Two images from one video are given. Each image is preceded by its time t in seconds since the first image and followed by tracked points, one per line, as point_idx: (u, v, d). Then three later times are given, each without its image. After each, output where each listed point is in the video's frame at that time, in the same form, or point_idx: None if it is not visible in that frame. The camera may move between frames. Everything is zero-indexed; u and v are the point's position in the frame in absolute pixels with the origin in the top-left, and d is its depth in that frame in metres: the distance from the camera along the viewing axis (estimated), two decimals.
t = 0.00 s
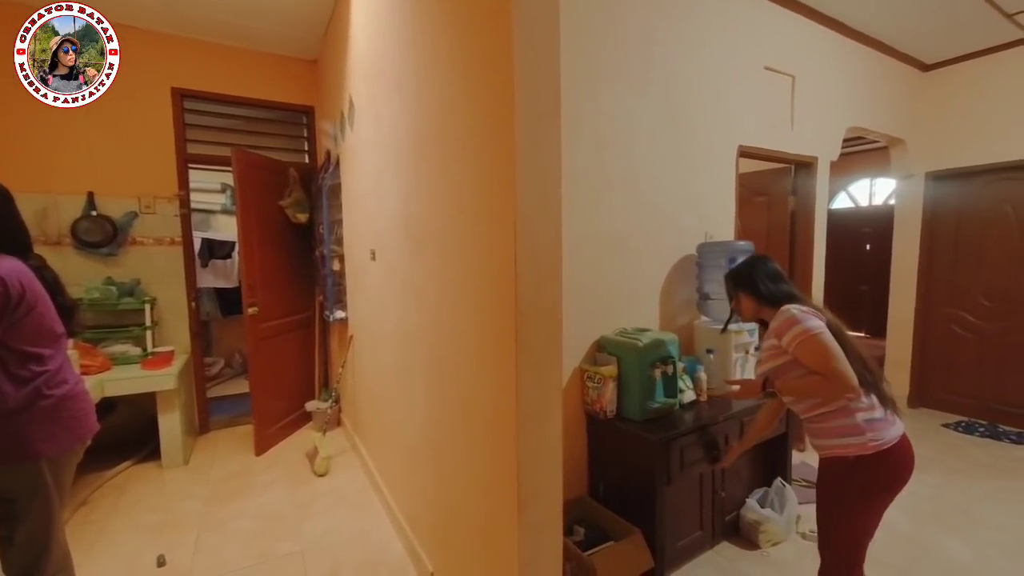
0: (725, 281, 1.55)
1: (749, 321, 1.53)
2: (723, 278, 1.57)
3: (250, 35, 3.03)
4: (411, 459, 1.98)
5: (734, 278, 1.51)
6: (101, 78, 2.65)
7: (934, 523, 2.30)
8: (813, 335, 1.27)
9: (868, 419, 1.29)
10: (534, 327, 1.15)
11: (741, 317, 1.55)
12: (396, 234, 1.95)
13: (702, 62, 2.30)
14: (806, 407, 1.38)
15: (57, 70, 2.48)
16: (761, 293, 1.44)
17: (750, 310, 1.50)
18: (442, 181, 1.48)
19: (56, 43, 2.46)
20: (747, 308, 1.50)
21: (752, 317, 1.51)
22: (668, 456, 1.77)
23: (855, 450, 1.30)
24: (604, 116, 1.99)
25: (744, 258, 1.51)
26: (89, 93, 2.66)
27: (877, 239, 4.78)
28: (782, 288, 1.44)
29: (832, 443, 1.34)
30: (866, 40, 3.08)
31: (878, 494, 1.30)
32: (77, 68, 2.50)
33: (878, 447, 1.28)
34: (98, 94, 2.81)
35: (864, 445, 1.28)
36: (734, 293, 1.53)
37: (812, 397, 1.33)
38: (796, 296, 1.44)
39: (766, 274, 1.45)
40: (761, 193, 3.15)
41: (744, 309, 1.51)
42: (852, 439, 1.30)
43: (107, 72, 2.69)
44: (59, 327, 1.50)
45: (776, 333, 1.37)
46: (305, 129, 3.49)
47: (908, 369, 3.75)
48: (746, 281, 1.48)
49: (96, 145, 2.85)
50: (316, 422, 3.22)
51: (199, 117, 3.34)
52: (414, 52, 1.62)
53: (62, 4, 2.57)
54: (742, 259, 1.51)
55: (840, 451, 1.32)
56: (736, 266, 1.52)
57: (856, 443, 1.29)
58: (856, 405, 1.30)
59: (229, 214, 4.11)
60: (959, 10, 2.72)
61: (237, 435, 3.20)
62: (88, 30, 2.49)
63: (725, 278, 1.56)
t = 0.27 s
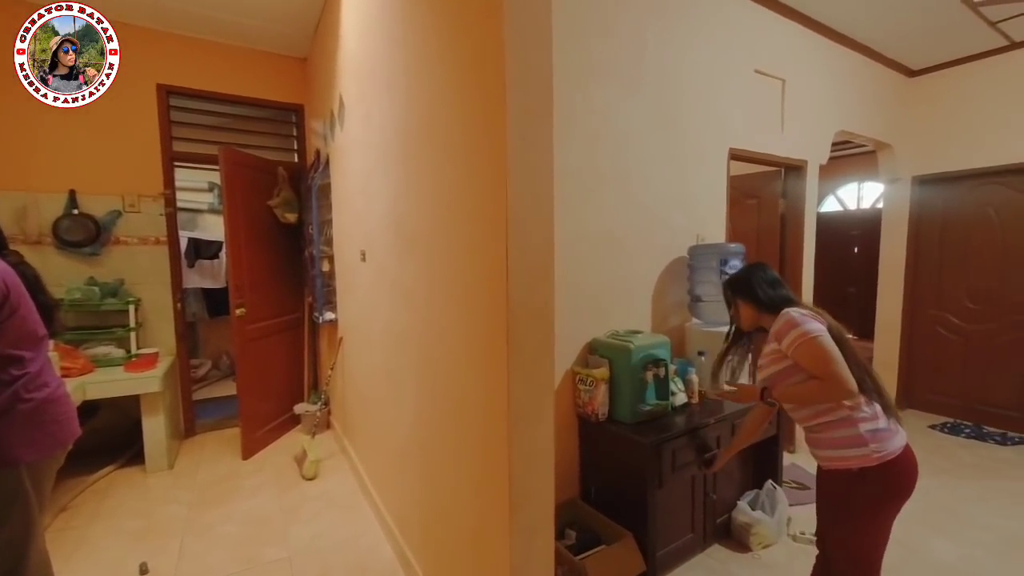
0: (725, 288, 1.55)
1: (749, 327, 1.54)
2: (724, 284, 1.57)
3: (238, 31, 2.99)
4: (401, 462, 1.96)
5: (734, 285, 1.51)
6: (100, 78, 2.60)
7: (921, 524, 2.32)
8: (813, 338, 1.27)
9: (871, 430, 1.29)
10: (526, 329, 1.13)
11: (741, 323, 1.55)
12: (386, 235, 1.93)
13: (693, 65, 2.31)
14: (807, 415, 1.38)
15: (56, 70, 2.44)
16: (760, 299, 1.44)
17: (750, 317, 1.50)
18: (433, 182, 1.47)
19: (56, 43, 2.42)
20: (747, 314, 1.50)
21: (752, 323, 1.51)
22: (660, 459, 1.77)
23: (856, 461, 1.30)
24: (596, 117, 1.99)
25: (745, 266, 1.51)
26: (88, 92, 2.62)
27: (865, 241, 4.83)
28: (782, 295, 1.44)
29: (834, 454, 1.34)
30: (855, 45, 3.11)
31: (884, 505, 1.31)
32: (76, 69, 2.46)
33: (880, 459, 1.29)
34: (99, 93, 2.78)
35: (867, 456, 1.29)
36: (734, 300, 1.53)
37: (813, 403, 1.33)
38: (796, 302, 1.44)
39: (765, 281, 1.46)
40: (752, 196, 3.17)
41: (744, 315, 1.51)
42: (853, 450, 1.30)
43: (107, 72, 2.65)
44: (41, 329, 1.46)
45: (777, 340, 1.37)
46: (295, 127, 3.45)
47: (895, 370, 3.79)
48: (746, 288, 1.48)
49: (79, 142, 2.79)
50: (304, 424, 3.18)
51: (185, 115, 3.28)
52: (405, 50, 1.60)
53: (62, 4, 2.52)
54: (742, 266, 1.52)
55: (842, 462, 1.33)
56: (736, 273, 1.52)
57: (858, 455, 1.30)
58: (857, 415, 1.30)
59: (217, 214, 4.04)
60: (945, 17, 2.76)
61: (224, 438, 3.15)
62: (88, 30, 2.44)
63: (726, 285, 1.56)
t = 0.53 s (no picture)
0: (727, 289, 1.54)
1: (754, 330, 1.52)
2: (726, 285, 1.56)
3: (229, 31, 2.95)
4: (394, 467, 1.94)
5: (737, 285, 1.51)
6: (100, 78, 2.54)
7: (914, 523, 2.33)
8: (820, 339, 1.27)
9: (875, 437, 1.29)
10: (520, 332, 1.12)
11: (745, 327, 1.54)
12: (378, 237, 1.91)
13: (686, 66, 2.31)
14: (810, 418, 1.38)
15: (56, 70, 2.39)
16: (764, 300, 1.44)
17: (755, 319, 1.49)
18: (425, 183, 1.45)
19: (56, 43, 2.36)
20: (749, 315, 1.50)
21: (758, 325, 1.50)
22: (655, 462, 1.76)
23: (858, 467, 1.30)
24: (590, 118, 1.98)
25: (749, 267, 1.51)
26: (88, 92, 2.56)
27: (856, 241, 4.83)
28: (786, 295, 1.44)
29: (835, 460, 1.34)
30: (846, 47, 3.13)
31: (885, 512, 1.31)
32: (76, 68, 2.39)
33: (882, 468, 1.29)
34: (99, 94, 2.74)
35: (868, 463, 1.29)
36: (736, 301, 1.52)
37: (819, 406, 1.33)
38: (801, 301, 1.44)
39: (768, 282, 1.46)
40: (745, 196, 3.18)
41: (747, 316, 1.51)
42: (856, 456, 1.30)
43: (107, 72, 2.60)
44: (28, 333, 1.42)
45: (782, 341, 1.36)
46: (286, 129, 3.42)
47: (887, 370, 3.81)
48: (750, 288, 1.47)
49: (66, 143, 2.74)
50: (296, 428, 3.14)
51: (175, 116, 3.24)
52: (397, 50, 1.58)
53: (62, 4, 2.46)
54: (746, 267, 1.51)
55: (843, 468, 1.33)
56: (739, 274, 1.52)
57: (859, 461, 1.30)
58: (861, 419, 1.30)
59: (207, 216, 4.00)
60: (936, 19, 2.78)
61: (214, 443, 3.11)
62: (88, 29, 2.37)
63: (728, 285, 1.55)
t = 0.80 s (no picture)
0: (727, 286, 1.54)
1: (758, 329, 1.52)
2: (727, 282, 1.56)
3: (222, 26, 2.92)
4: (389, 467, 1.92)
5: (736, 282, 1.51)
6: (100, 78, 2.63)
7: (910, 521, 2.33)
8: (795, 335, 1.29)
9: (874, 438, 1.29)
10: (517, 331, 1.10)
11: (750, 327, 1.54)
12: (373, 235, 1.89)
13: (684, 64, 2.30)
14: (806, 417, 1.39)
15: (56, 70, 2.46)
16: (764, 298, 1.43)
17: (758, 319, 1.48)
18: (420, 180, 1.43)
19: (56, 43, 2.43)
20: (748, 311, 1.50)
21: (761, 325, 1.49)
22: (652, 462, 1.75)
23: (855, 468, 1.30)
24: (587, 115, 1.96)
25: (749, 264, 1.50)
26: (88, 93, 2.64)
27: (851, 241, 4.85)
28: (789, 294, 1.43)
29: (836, 462, 1.33)
30: (842, 46, 3.13)
31: (883, 513, 1.31)
32: (76, 69, 2.48)
33: (882, 469, 1.29)
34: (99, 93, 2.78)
35: (869, 465, 1.29)
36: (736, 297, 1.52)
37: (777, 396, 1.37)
38: (805, 300, 1.42)
39: (768, 280, 1.45)
40: (742, 195, 3.18)
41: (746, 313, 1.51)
42: (853, 457, 1.30)
43: (107, 72, 2.67)
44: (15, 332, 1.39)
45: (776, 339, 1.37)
46: (280, 125, 3.39)
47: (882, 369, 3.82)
48: (748, 286, 1.47)
49: (55, 139, 2.70)
50: (291, 428, 3.11)
51: (167, 112, 3.20)
52: (392, 45, 1.56)
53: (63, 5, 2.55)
54: (746, 265, 1.51)
55: (841, 469, 1.33)
56: (739, 271, 1.51)
57: (857, 462, 1.30)
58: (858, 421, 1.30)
59: (200, 213, 3.96)
60: (931, 19, 2.79)
61: (208, 443, 3.08)
62: (88, 30, 2.47)
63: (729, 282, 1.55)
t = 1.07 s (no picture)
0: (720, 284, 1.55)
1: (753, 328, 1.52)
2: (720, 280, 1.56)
3: (212, 22, 2.88)
4: (382, 469, 1.90)
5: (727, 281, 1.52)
6: (101, 78, 2.64)
7: (902, 520, 2.34)
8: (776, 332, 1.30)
9: (863, 436, 1.29)
10: (511, 331, 1.09)
11: (744, 326, 1.54)
12: (366, 234, 1.87)
13: (679, 62, 2.29)
14: (795, 416, 1.39)
15: (56, 70, 2.47)
16: (756, 298, 1.43)
17: (751, 319, 1.49)
18: (413, 178, 1.41)
19: (56, 43, 2.46)
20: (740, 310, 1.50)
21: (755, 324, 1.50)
22: (647, 462, 1.74)
23: (843, 466, 1.30)
24: (582, 114, 1.95)
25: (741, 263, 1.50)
26: (88, 92, 2.65)
27: (843, 240, 4.87)
28: (781, 294, 1.42)
29: (825, 460, 1.34)
30: (835, 46, 3.13)
31: (873, 511, 1.30)
32: (76, 68, 2.50)
33: (871, 467, 1.28)
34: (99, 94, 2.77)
35: (857, 463, 1.29)
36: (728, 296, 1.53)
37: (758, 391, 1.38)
38: (797, 300, 1.41)
39: (760, 278, 1.44)
40: (737, 195, 3.18)
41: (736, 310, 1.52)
42: (842, 455, 1.30)
43: (108, 72, 2.68)
44: None
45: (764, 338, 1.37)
46: (272, 123, 3.35)
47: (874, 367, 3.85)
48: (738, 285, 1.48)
49: (40, 136, 2.65)
50: (283, 429, 3.08)
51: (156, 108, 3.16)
52: (384, 40, 1.54)
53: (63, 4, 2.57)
54: (738, 264, 1.51)
55: (830, 467, 1.33)
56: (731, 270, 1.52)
57: (845, 461, 1.30)
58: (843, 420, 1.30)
59: (191, 211, 3.91)
60: (924, 19, 2.80)
61: (198, 444, 3.04)
62: (88, 30, 2.50)
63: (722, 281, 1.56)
